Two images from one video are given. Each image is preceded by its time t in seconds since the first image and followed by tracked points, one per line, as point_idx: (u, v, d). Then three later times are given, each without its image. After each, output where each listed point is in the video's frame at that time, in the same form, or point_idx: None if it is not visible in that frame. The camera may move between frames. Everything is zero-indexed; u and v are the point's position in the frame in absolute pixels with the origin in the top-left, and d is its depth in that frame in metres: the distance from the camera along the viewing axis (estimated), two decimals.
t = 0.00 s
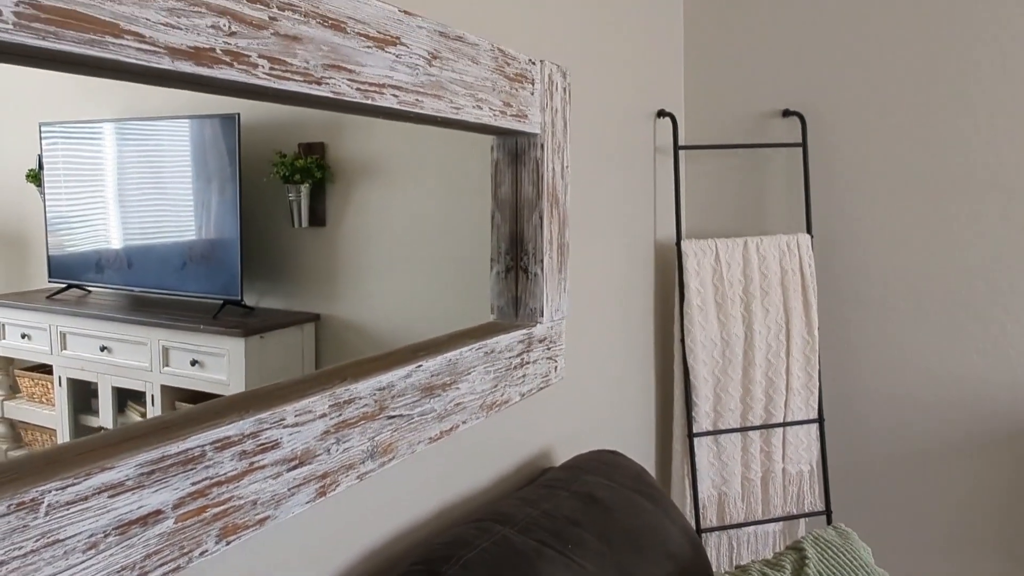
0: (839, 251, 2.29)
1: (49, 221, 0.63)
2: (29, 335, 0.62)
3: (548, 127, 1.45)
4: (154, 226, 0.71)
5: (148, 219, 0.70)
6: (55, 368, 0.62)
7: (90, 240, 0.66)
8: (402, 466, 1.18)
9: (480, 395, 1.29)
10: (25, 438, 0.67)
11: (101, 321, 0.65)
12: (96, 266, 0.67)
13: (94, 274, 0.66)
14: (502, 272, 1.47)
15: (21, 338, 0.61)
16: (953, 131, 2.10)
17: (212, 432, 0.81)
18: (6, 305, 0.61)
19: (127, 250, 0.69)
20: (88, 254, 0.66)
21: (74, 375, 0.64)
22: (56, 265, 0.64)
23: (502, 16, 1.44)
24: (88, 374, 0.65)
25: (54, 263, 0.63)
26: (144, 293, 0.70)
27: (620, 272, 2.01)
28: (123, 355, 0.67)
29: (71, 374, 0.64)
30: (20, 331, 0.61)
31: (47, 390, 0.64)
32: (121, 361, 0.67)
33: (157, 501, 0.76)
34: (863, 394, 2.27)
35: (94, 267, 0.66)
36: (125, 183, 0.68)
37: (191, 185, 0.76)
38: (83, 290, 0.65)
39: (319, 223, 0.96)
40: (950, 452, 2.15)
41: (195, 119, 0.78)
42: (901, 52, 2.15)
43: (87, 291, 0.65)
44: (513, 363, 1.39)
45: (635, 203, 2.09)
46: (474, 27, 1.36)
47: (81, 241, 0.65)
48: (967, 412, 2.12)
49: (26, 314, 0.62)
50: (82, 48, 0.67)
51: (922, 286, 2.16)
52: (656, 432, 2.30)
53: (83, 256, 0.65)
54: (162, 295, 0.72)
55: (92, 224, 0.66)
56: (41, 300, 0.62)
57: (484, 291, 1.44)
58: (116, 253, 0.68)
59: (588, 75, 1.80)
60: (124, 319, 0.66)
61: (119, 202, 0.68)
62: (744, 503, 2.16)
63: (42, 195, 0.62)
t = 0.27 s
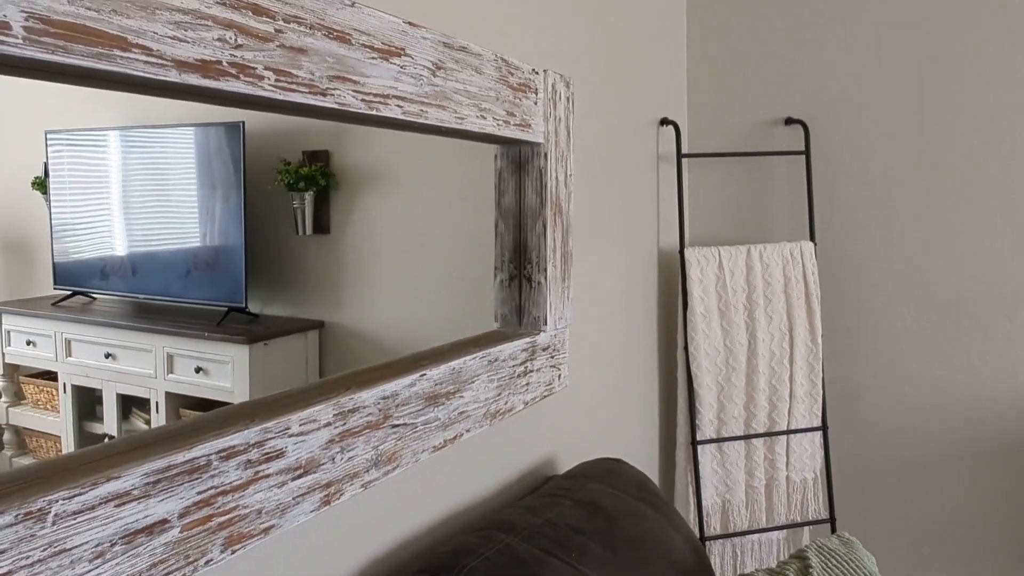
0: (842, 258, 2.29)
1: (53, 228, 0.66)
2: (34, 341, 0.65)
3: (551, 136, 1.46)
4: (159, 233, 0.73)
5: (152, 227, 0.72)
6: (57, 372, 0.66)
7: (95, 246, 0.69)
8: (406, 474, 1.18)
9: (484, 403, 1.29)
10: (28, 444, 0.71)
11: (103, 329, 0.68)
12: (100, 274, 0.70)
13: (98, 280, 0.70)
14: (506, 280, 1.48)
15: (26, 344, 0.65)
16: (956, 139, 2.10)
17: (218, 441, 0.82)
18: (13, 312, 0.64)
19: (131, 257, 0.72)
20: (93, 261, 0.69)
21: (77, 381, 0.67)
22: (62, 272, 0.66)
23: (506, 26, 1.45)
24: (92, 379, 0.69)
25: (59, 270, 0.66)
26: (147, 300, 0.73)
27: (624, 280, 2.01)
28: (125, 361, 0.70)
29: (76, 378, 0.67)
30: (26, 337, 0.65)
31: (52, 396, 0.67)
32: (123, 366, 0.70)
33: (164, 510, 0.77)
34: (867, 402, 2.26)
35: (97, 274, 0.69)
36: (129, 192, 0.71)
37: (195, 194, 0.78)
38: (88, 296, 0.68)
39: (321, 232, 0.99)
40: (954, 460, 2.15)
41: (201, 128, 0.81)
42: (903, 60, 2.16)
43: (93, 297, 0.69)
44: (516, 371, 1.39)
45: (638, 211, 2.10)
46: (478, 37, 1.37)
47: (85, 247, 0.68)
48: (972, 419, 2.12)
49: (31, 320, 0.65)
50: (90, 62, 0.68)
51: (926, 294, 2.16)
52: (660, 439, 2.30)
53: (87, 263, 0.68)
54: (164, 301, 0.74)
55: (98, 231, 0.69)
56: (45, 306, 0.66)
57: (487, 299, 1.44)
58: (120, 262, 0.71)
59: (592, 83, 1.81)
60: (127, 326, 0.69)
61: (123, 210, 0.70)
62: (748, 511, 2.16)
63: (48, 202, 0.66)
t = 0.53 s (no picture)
0: (844, 265, 2.29)
1: (58, 232, 0.62)
2: (38, 348, 0.62)
3: (554, 144, 1.47)
4: (164, 239, 0.71)
5: (157, 233, 0.71)
6: (63, 379, 0.63)
7: (99, 252, 0.67)
8: (409, 481, 1.18)
9: (486, 411, 1.30)
10: (33, 450, 0.68)
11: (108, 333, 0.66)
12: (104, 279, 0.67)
13: (102, 288, 0.67)
14: (509, 288, 1.48)
15: (31, 351, 0.61)
16: (958, 145, 2.10)
17: (221, 450, 0.82)
18: (16, 318, 0.61)
19: (136, 262, 0.70)
20: (96, 266, 0.66)
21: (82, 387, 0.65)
22: (66, 278, 0.64)
23: (508, 36, 1.46)
24: (96, 386, 0.66)
25: (64, 277, 0.63)
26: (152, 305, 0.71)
27: (627, 287, 2.02)
28: (130, 367, 0.68)
29: (80, 386, 0.65)
30: (30, 344, 0.61)
31: (55, 402, 0.64)
32: (128, 372, 0.68)
33: (167, 518, 0.77)
34: (871, 409, 2.26)
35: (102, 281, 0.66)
36: (135, 198, 0.68)
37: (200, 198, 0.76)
38: (92, 302, 0.66)
39: (326, 238, 0.97)
40: (957, 468, 2.15)
41: (205, 134, 0.79)
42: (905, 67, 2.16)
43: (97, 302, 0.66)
44: (519, 379, 1.39)
45: (640, 218, 2.10)
46: (481, 46, 1.38)
47: (88, 253, 0.65)
48: (975, 427, 2.12)
49: (35, 326, 0.62)
50: (97, 74, 0.69)
51: (929, 300, 2.16)
52: (663, 446, 2.30)
53: (91, 270, 0.66)
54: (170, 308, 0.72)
55: (101, 237, 0.67)
56: (49, 314, 0.62)
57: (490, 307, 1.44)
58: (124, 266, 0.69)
59: (595, 92, 1.82)
60: (132, 331, 0.68)
61: (129, 215, 0.68)
62: (751, 519, 2.16)
63: (52, 209, 0.62)
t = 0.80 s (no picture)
0: (847, 270, 2.29)
1: (61, 241, 0.65)
2: (42, 353, 0.64)
3: (557, 150, 1.47)
4: (168, 245, 0.72)
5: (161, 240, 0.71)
6: (66, 385, 0.65)
7: (103, 256, 0.68)
8: (412, 487, 1.19)
9: (489, 417, 1.30)
10: (36, 455, 0.70)
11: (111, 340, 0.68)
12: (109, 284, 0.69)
13: (105, 292, 0.68)
14: (511, 294, 1.48)
15: (35, 356, 0.64)
16: (961, 151, 2.10)
17: (226, 456, 0.82)
18: (20, 323, 0.64)
19: (140, 269, 0.70)
20: (101, 271, 0.68)
21: (86, 392, 0.67)
22: (69, 284, 0.66)
23: (512, 43, 1.46)
24: (99, 391, 0.68)
25: (67, 282, 0.66)
26: (156, 311, 0.72)
27: (629, 292, 2.02)
28: (132, 372, 0.69)
29: (84, 391, 0.67)
30: (33, 349, 0.64)
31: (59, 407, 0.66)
32: (129, 377, 0.69)
33: (172, 524, 0.77)
34: (874, 414, 2.26)
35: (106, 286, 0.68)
36: (138, 204, 0.69)
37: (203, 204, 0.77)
38: (95, 308, 0.68)
39: (329, 244, 0.98)
40: (961, 474, 2.14)
41: (207, 140, 0.80)
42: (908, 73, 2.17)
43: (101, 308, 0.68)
44: (522, 385, 1.40)
45: (643, 223, 2.11)
46: (485, 54, 1.38)
47: (93, 258, 0.67)
48: (979, 433, 2.11)
49: (39, 332, 0.65)
50: (103, 82, 0.69)
51: (932, 306, 2.16)
52: (666, 451, 2.30)
53: (95, 275, 0.68)
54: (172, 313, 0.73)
55: (105, 242, 0.68)
56: (53, 319, 0.65)
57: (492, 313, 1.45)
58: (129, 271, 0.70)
59: (598, 98, 1.83)
60: (134, 337, 0.68)
61: (133, 221, 0.69)
62: (754, 524, 2.16)
63: (56, 214, 0.65)
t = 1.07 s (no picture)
0: (849, 275, 2.29)
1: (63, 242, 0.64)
2: (44, 358, 0.63)
3: (559, 156, 1.47)
4: (170, 251, 0.72)
5: (163, 245, 0.71)
6: (69, 389, 0.65)
7: (105, 262, 0.67)
8: (414, 493, 1.19)
9: (492, 422, 1.30)
10: (38, 460, 0.67)
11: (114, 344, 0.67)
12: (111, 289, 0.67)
13: (108, 297, 0.67)
14: (514, 300, 1.48)
15: (38, 361, 0.62)
16: (963, 156, 2.10)
17: (228, 463, 0.83)
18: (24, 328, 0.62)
19: (142, 274, 0.70)
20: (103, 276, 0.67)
21: (88, 397, 0.66)
22: (73, 288, 0.64)
23: (514, 50, 1.47)
24: (102, 396, 0.67)
25: (71, 287, 0.64)
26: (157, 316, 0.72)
27: (631, 298, 2.02)
28: (135, 377, 0.69)
29: (87, 396, 0.66)
30: (37, 354, 0.62)
31: (61, 411, 0.65)
32: (132, 382, 0.69)
33: (175, 531, 0.78)
34: (877, 420, 2.26)
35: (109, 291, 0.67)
36: (141, 210, 0.69)
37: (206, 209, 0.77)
38: (99, 312, 0.66)
39: (331, 249, 0.98)
40: (964, 479, 2.14)
41: (212, 145, 0.81)
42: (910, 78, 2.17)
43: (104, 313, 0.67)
44: (524, 391, 1.40)
45: (645, 228, 2.11)
46: (487, 61, 1.39)
47: (95, 263, 0.66)
48: (981, 438, 2.11)
49: (42, 336, 0.63)
50: (107, 91, 0.70)
51: (934, 311, 2.16)
52: (668, 457, 2.30)
53: (98, 279, 0.66)
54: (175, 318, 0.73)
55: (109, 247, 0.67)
56: (56, 324, 0.63)
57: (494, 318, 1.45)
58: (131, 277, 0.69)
59: (600, 105, 1.83)
60: (137, 342, 0.68)
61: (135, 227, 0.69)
62: (756, 530, 2.16)
63: (59, 218, 0.64)
